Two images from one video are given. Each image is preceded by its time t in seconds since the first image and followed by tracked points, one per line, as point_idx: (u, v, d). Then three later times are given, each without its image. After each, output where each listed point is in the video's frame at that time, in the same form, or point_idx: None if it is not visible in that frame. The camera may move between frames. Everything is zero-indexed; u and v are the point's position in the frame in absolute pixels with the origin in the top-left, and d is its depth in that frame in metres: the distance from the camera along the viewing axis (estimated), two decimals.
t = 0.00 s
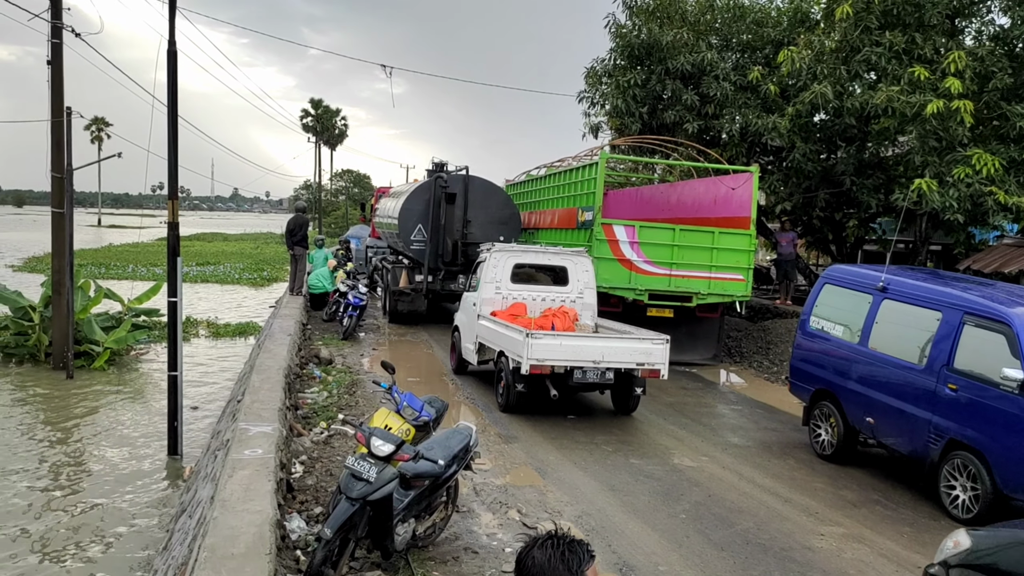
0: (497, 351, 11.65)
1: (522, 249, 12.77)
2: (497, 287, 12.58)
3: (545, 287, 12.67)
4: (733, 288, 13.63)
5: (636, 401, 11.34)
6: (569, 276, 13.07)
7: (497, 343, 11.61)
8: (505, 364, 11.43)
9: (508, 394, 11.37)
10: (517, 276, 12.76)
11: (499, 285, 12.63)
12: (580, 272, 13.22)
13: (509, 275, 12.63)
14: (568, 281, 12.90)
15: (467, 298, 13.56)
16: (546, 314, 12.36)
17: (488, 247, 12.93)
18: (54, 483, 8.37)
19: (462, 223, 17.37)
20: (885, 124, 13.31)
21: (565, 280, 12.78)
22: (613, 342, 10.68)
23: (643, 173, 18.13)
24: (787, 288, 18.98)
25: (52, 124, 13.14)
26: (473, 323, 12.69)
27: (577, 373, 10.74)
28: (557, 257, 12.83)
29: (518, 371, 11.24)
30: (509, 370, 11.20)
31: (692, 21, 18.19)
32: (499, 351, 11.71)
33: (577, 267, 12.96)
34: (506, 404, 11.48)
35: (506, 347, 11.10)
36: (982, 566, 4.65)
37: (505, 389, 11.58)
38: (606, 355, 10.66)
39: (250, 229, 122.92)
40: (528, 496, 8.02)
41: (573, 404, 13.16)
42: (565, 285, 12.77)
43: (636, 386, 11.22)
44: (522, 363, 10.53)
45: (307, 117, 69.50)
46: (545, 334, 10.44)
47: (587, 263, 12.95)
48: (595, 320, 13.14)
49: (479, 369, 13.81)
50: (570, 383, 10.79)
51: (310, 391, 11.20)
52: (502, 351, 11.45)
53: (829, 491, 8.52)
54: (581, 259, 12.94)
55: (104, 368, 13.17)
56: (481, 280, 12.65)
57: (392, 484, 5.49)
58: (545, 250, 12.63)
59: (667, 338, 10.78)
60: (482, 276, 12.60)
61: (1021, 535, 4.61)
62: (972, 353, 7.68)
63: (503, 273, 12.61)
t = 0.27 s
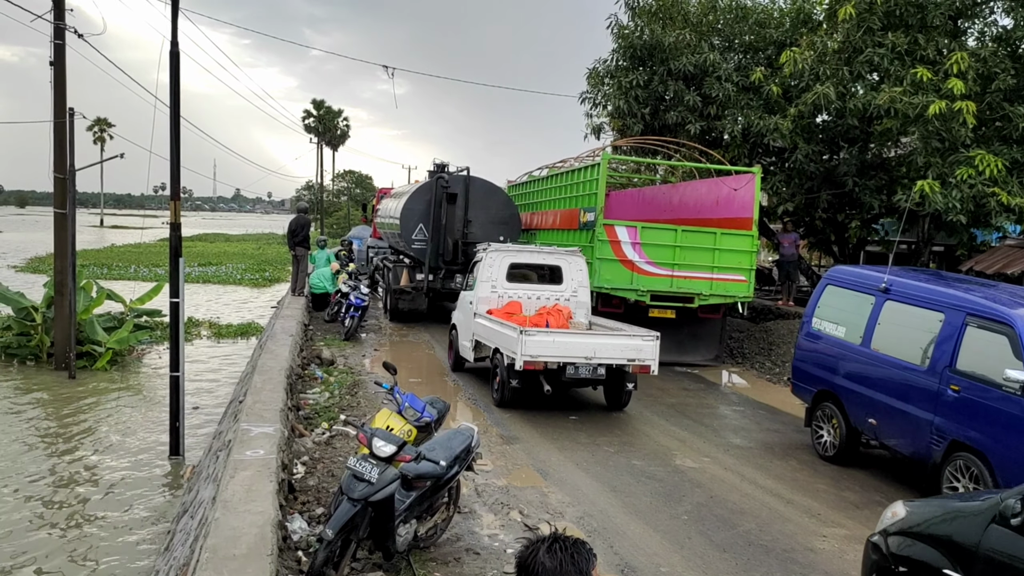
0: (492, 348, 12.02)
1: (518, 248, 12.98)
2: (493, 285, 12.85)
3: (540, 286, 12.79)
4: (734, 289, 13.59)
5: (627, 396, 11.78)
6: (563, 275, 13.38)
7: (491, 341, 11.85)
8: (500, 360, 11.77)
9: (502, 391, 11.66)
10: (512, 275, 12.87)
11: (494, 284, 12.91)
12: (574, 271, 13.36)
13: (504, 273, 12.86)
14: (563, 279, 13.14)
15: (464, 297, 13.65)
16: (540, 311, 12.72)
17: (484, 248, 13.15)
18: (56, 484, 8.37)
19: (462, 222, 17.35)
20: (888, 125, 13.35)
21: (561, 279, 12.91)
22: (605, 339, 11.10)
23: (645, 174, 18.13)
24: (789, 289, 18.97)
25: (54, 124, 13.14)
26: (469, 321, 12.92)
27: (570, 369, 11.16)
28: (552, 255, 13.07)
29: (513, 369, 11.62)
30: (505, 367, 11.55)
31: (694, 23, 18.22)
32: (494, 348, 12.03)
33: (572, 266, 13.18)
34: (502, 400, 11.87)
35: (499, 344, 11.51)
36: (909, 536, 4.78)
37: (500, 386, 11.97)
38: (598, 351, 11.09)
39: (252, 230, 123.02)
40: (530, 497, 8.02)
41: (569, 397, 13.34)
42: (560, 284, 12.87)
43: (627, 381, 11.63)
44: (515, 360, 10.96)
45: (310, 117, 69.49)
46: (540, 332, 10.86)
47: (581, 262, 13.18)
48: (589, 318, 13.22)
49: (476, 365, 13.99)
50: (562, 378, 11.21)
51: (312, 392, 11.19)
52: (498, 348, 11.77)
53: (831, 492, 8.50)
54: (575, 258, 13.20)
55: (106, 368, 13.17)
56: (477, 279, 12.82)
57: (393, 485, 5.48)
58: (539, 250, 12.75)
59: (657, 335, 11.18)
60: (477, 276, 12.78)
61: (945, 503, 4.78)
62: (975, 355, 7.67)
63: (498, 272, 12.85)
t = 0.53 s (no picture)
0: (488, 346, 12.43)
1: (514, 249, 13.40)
2: (489, 284, 13.25)
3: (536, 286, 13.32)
4: (737, 291, 13.46)
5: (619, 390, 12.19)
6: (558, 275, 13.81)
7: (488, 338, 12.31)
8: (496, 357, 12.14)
9: (498, 386, 12.02)
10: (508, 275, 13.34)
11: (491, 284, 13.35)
12: (569, 271, 13.75)
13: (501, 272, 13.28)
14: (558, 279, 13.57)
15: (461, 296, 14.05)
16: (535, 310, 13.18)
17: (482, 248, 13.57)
18: (58, 484, 8.38)
19: (463, 223, 17.36)
20: (891, 127, 13.33)
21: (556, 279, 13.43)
22: (597, 337, 11.61)
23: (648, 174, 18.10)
24: (791, 290, 18.98)
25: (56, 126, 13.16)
26: (466, 320, 13.27)
27: (563, 365, 11.65)
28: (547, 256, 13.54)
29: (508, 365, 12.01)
30: (500, 363, 11.94)
31: (696, 24, 18.21)
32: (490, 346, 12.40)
33: (566, 266, 13.61)
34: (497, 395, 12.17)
35: (494, 342, 11.96)
36: (861, 510, 5.11)
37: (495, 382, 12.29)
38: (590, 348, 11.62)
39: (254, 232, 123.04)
40: (531, 498, 8.02)
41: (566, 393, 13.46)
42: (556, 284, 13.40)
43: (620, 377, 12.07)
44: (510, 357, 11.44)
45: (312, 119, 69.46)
46: (534, 330, 11.38)
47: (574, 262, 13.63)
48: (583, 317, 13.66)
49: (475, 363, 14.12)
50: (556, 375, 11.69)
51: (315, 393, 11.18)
52: (494, 345, 12.20)
53: (832, 494, 8.49)
54: (570, 259, 13.65)
55: (108, 369, 13.19)
56: (474, 278, 13.28)
57: (394, 486, 5.47)
58: (535, 251, 13.29)
59: (647, 332, 11.70)
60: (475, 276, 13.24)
61: (886, 477, 5.20)
62: (977, 356, 7.66)
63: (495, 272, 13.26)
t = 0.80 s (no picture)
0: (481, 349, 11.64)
1: (509, 246, 12.71)
2: (483, 283, 12.56)
3: (532, 284, 12.69)
4: (761, 292, 12.50)
5: (622, 397, 11.38)
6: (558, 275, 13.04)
7: (479, 340, 11.52)
8: (488, 361, 11.37)
9: (491, 392, 11.23)
10: (503, 273, 12.66)
11: (485, 282, 12.62)
12: (568, 269, 12.91)
13: (495, 270, 12.59)
14: (556, 277, 12.82)
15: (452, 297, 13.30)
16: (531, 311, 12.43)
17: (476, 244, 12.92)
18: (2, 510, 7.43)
19: (457, 217, 16.42)
20: (930, 112, 12.45)
21: (554, 277, 12.81)
22: (597, 338, 10.91)
23: (661, 165, 17.05)
24: (820, 291, 18.02)
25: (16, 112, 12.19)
26: (457, 322, 12.50)
27: (560, 368, 10.89)
28: (544, 254, 12.82)
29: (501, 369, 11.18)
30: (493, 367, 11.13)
31: None
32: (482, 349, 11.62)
33: (565, 264, 12.86)
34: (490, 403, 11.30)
35: (486, 345, 11.23)
36: (847, 506, 4.99)
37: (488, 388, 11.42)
38: (589, 350, 10.89)
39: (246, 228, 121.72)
40: (537, 523, 7.06)
41: (565, 399, 12.51)
42: (553, 282, 12.80)
43: (623, 384, 11.27)
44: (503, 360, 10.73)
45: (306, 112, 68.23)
46: (528, 331, 10.68)
47: (575, 259, 12.87)
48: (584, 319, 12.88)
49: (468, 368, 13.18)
50: (552, 380, 10.95)
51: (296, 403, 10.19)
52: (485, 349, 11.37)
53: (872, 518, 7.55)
54: (569, 256, 12.88)
55: (68, 378, 12.18)
56: (467, 277, 12.62)
57: (386, 506, 4.57)
58: (533, 247, 12.72)
59: (651, 335, 10.99)
60: (468, 274, 12.60)
61: (870, 473, 5.11)
62: None
63: (488, 269, 12.59)
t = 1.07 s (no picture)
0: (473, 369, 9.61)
1: (507, 242, 10.71)
2: (476, 288, 10.59)
3: (537, 289, 10.69)
4: (836, 303, 10.19)
5: (648, 429, 9.25)
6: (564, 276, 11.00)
7: (470, 359, 9.48)
8: (480, 384, 9.34)
9: (484, 423, 9.22)
10: (500, 276, 10.65)
11: (478, 287, 10.63)
12: (582, 271, 10.83)
13: (491, 272, 10.62)
14: (566, 282, 10.77)
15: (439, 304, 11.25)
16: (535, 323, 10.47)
17: (466, 241, 10.92)
18: None
19: (445, 206, 14.40)
20: None
21: (563, 281, 10.78)
22: (614, 356, 8.87)
23: (708, 139, 14.56)
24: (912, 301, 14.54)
25: None
26: (445, 335, 10.52)
27: (569, 394, 8.85)
28: (551, 252, 10.73)
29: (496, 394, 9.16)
30: (486, 392, 9.11)
31: None
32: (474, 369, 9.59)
33: (578, 265, 10.78)
34: (483, 436, 9.28)
35: (478, 365, 9.23)
36: (890, 550, 4.34)
37: (480, 417, 9.37)
38: (605, 371, 8.86)
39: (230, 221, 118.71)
40: None
41: (574, 430, 10.49)
42: (563, 288, 10.76)
43: (647, 413, 9.19)
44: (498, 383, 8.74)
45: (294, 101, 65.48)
46: (528, 346, 8.69)
47: (589, 260, 10.78)
48: (599, 332, 10.80)
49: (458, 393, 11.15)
50: (560, 408, 8.92)
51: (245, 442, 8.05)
52: (478, 368, 9.33)
53: None
54: (581, 255, 10.79)
55: None
56: (457, 281, 10.65)
57: None
58: (537, 243, 10.70)
59: (682, 352, 8.96)
60: (458, 276, 10.62)
61: (917, 506, 4.43)
62: None
63: (483, 271, 10.60)
